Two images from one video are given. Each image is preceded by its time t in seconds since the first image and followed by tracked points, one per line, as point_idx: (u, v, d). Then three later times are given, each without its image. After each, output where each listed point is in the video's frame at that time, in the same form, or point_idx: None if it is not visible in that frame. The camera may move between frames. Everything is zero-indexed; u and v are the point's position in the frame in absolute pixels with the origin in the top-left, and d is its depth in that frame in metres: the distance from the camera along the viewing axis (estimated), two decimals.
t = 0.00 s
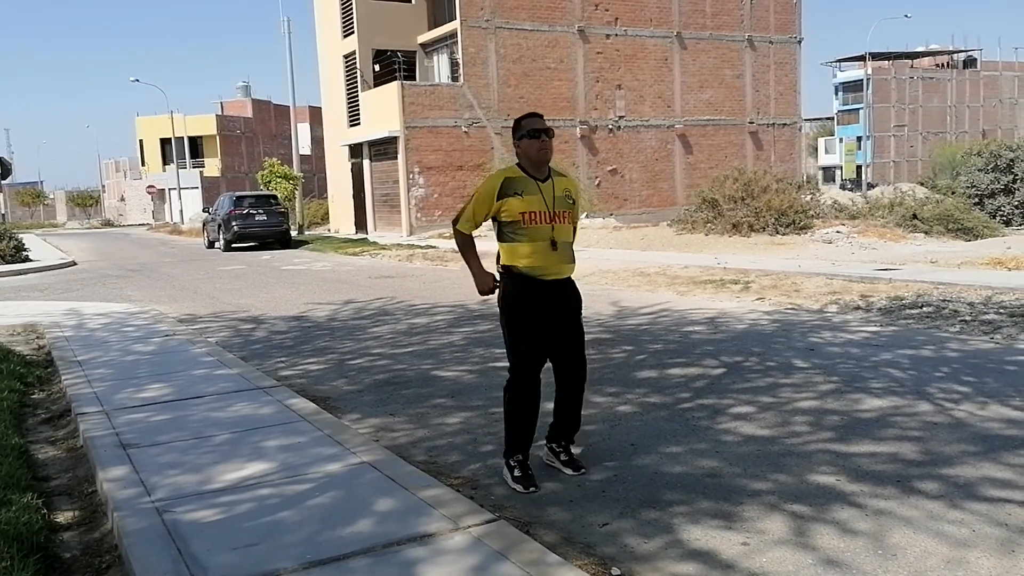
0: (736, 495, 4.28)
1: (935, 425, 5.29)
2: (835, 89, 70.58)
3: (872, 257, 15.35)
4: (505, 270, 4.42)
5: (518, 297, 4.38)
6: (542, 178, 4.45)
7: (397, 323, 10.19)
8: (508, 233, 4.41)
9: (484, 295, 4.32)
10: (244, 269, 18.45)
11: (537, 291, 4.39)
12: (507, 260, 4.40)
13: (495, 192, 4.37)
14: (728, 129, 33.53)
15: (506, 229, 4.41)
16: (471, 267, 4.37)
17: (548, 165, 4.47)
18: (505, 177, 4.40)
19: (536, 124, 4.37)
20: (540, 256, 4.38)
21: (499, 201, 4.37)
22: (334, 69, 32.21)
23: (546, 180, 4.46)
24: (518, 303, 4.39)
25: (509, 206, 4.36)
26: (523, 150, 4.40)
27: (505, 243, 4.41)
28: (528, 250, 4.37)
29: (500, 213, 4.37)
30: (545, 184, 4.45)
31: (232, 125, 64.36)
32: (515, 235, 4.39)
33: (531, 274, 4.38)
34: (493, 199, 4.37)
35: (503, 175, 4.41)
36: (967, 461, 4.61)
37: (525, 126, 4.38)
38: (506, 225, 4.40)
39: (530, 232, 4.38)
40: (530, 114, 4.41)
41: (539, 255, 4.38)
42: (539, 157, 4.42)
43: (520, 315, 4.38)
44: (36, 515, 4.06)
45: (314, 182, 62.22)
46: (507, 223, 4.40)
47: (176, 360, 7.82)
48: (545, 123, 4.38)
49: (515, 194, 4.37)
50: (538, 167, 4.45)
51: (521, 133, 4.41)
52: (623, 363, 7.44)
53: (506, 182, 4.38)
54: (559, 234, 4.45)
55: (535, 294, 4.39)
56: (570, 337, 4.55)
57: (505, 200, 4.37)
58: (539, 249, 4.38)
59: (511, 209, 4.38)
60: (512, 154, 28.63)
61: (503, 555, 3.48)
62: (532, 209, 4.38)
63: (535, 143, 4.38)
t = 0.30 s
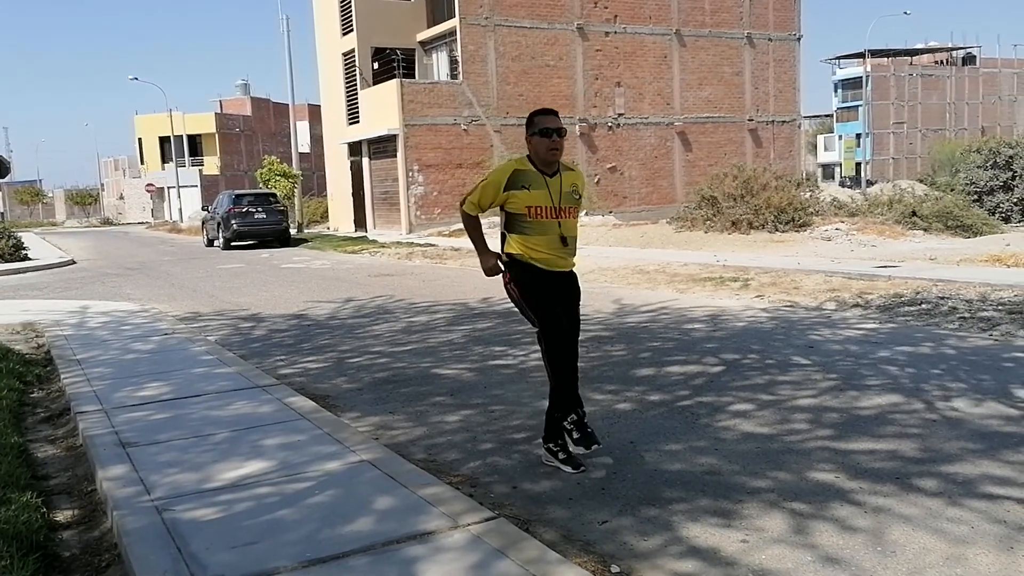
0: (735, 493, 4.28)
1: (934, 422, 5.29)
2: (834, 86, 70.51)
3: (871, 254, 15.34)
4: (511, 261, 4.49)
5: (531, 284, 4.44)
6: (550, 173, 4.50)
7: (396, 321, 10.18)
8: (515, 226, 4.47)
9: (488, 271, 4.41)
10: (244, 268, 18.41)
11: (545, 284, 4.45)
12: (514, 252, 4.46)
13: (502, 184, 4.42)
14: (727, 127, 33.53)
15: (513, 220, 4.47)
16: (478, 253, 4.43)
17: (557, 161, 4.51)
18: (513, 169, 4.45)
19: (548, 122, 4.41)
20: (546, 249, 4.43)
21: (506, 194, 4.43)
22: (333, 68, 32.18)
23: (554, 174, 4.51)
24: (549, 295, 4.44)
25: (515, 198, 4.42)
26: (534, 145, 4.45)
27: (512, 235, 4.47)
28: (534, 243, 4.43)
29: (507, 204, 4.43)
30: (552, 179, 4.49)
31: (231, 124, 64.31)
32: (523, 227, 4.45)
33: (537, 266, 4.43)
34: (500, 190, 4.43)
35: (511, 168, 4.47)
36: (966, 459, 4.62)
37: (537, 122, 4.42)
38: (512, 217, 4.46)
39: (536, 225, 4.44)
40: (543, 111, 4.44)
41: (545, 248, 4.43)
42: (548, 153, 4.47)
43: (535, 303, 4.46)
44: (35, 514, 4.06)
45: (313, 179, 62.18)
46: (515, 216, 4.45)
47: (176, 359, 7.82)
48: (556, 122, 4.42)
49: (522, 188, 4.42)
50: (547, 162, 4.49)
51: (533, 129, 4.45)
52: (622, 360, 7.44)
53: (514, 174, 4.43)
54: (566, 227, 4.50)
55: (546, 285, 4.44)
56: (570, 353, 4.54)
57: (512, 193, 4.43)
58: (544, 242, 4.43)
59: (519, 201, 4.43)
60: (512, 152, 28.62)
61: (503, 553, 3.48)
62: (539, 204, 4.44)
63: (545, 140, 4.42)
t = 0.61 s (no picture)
0: (736, 490, 4.29)
1: (935, 420, 5.28)
2: (835, 84, 70.43)
3: (873, 252, 15.33)
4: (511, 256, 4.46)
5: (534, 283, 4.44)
6: (547, 169, 4.50)
7: (398, 319, 10.18)
8: (515, 220, 4.44)
9: (490, 261, 4.39)
10: (245, 266, 18.41)
11: (546, 282, 4.45)
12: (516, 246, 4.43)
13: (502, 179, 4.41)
14: (728, 124, 33.51)
15: (512, 216, 4.45)
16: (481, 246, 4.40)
17: (554, 157, 4.52)
18: (512, 165, 4.44)
19: (547, 117, 4.40)
20: (547, 242, 4.43)
21: (506, 189, 4.41)
22: (334, 65, 32.16)
23: (551, 170, 4.52)
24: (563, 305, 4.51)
25: (516, 193, 4.41)
26: (532, 141, 4.45)
27: (513, 229, 4.44)
28: (535, 237, 4.42)
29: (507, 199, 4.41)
30: (549, 175, 4.51)
31: (232, 121, 64.32)
32: (524, 222, 4.43)
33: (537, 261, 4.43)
34: (500, 186, 4.41)
35: (509, 164, 4.45)
36: (966, 456, 4.62)
37: (535, 117, 4.41)
38: (511, 212, 4.44)
39: (537, 219, 4.43)
40: (540, 107, 4.44)
41: (545, 242, 4.43)
42: (546, 150, 4.47)
43: (536, 301, 4.44)
44: (36, 512, 4.06)
45: (315, 177, 62.17)
46: (515, 210, 4.44)
47: (177, 357, 7.82)
48: (556, 117, 4.42)
49: (522, 183, 4.43)
50: (545, 157, 4.50)
51: (532, 125, 4.44)
52: (624, 358, 7.44)
53: (514, 170, 4.43)
54: (565, 222, 4.52)
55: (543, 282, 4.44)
56: (563, 359, 4.56)
57: (511, 188, 4.41)
58: (546, 235, 4.43)
59: (519, 197, 4.42)
60: (513, 149, 28.62)
61: (503, 550, 3.48)
62: (539, 198, 4.44)
63: (544, 136, 4.42)
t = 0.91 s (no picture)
0: (737, 491, 4.29)
1: (936, 421, 5.28)
2: (835, 85, 70.43)
3: (873, 253, 15.32)
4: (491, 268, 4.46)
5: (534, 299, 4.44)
6: (529, 181, 4.51)
7: (398, 320, 10.17)
8: (496, 233, 4.44)
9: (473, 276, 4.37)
10: (246, 267, 18.41)
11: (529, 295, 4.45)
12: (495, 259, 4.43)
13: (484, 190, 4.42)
14: (728, 126, 33.51)
15: (493, 228, 4.45)
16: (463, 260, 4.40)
17: (537, 168, 4.53)
18: (494, 178, 4.45)
19: (530, 128, 4.43)
20: (528, 256, 4.43)
21: (487, 202, 4.41)
22: (334, 67, 32.18)
23: (533, 182, 4.52)
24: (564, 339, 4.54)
25: (497, 206, 4.42)
26: (515, 152, 4.46)
27: (494, 242, 4.45)
28: (516, 250, 4.41)
29: (488, 211, 4.42)
30: (532, 186, 4.51)
31: (233, 123, 64.36)
32: (502, 234, 4.43)
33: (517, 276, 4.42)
34: (481, 198, 4.42)
35: (491, 176, 4.46)
36: (966, 457, 4.62)
37: (518, 128, 4.43)
38: (493, 224, 4.44)
39: (518, 232, 4.42)
40: (523, 118, 4.46)
41: (525, 255, 4.42)
42: (529, 161, 4.48)
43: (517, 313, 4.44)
44: (37, 514, 4.06)
45: (315, 179, 62.19)
46: (495, 223, 4.44)
47: (178, 358, 7.82)
48: (537, 127, 4.43)
49: (502, 196, 4.43)
50: (528, 169, 4.51)
51: (514, 136, 4.46)
52: (625, 360, 7.44)
53: (496, 182, 4.44)
54: (546, 235, 4.52)
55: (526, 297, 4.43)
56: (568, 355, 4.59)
57: (493, 201, 4.42)
58: (525, 248, 4.42)
59: (500, 209, 4.43)
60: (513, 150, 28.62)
61: (504, 551, 3.48)
62: (519, 211, 4.44)
63: (527, 146, 4.43)
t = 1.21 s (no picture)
0: (736, 491, 4.30)
1: (935, 421, 5.28)
2: (834, 85, 70.44)
3: (872, 253, 15.32)
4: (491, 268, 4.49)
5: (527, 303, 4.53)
6: (525, 178, 4.50)
7: (398, 321, 10.17)
8: (496, 233, 4.45)
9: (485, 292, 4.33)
10: (245, 267, 18.40)
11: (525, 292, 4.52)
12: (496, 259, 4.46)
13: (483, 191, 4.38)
14: (727, 126, 33.52)
15: (492, 229, 4.45)
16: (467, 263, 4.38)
17: (531, 165, 4.52)
18: (492, 177, 4.42)
19: (523, 125, 4.42)
20: (524, 255, 4.48)
21: (487, 202, 4.40)
22: (333, 67, 32.18)
23: (528, 179, 4.51)
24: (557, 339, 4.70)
25: (497, 207, 4.41)
26: (509, 149, 4.45)
27: (492, 242, 4.47)
28: (512, 250, 4.46)
29: (488, 212, 4.41)
30: (527, 184, 4.51)
31: (232, 123, 64.35)
32: (502, 234, 4.45)
33: (513, 276, 4.48)
34: (482, 198, 4.39)
35: (489, 175, 4.44)
36: (965, 457, 4.62)
37: (512, 126, 4.42)
38: (491, 223, 4.45)
39: (516, 232, 4.45)
40: (517, 115, 4.44)
41: (521, 255, 4.48)
42: (523, 158, 4.47)
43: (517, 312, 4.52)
44: (36, 514, 4.06)
45: (314, 179, 62.18)
46: (494, 223, 4.44)
47: (177, 359, 7.82)
48: (530, 125, 4.43)
49: (502, 196, 4.41)
50: (522, 166, 4.50)
51: (508, 133, 4.45)
52: (624, 360, 7.44)
53: (494, 182, 4.42)
54: (542, 232, 4.55)
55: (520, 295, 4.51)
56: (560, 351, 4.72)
57: (492, 202, 4.40)
58: (523, 247, 4.47)
59: (499, 209, 4.43)
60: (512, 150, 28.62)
61: (503, 552, 3.49)
62: (518, 210, 4.44)
63: (520, 144, 4.43)
